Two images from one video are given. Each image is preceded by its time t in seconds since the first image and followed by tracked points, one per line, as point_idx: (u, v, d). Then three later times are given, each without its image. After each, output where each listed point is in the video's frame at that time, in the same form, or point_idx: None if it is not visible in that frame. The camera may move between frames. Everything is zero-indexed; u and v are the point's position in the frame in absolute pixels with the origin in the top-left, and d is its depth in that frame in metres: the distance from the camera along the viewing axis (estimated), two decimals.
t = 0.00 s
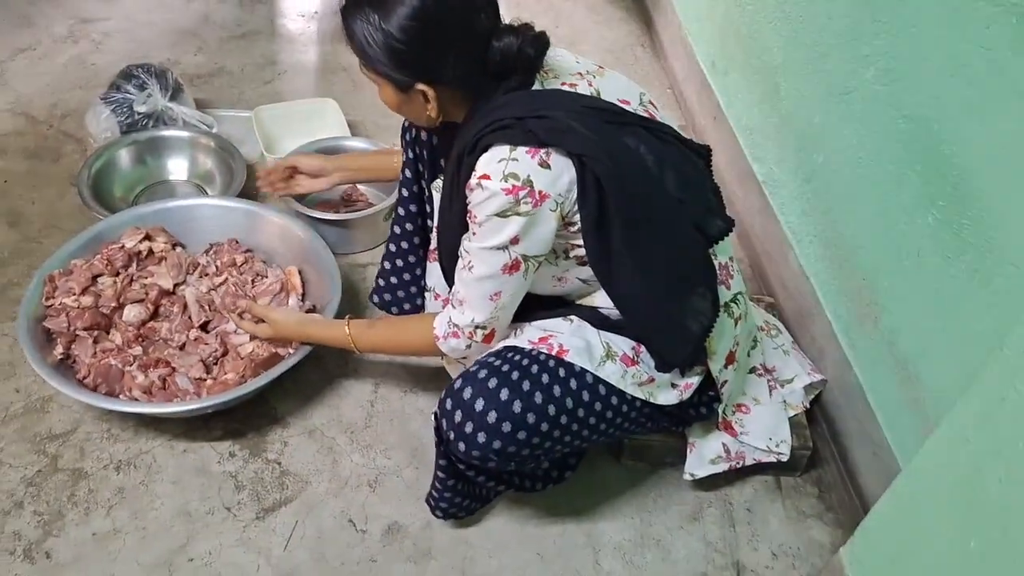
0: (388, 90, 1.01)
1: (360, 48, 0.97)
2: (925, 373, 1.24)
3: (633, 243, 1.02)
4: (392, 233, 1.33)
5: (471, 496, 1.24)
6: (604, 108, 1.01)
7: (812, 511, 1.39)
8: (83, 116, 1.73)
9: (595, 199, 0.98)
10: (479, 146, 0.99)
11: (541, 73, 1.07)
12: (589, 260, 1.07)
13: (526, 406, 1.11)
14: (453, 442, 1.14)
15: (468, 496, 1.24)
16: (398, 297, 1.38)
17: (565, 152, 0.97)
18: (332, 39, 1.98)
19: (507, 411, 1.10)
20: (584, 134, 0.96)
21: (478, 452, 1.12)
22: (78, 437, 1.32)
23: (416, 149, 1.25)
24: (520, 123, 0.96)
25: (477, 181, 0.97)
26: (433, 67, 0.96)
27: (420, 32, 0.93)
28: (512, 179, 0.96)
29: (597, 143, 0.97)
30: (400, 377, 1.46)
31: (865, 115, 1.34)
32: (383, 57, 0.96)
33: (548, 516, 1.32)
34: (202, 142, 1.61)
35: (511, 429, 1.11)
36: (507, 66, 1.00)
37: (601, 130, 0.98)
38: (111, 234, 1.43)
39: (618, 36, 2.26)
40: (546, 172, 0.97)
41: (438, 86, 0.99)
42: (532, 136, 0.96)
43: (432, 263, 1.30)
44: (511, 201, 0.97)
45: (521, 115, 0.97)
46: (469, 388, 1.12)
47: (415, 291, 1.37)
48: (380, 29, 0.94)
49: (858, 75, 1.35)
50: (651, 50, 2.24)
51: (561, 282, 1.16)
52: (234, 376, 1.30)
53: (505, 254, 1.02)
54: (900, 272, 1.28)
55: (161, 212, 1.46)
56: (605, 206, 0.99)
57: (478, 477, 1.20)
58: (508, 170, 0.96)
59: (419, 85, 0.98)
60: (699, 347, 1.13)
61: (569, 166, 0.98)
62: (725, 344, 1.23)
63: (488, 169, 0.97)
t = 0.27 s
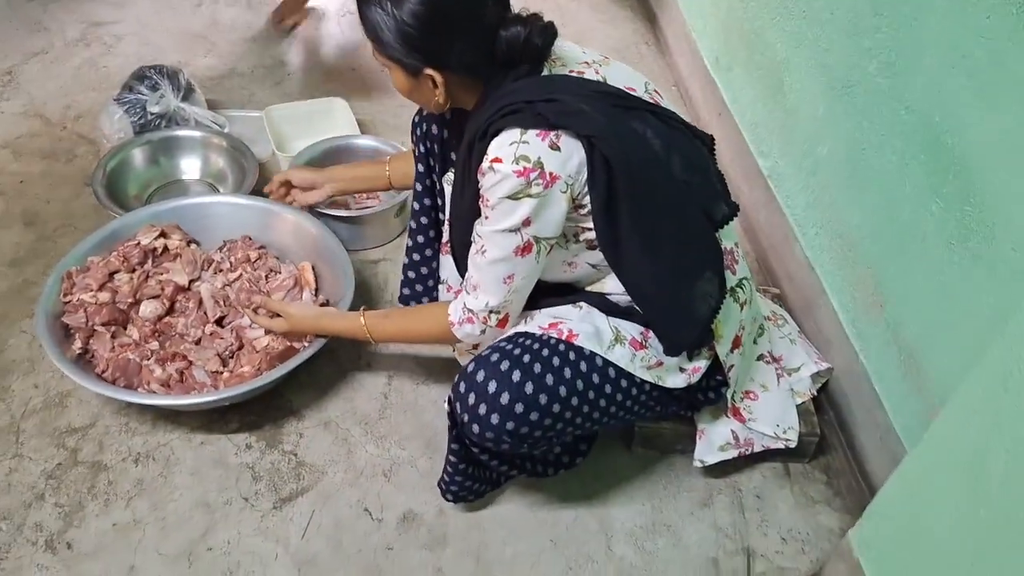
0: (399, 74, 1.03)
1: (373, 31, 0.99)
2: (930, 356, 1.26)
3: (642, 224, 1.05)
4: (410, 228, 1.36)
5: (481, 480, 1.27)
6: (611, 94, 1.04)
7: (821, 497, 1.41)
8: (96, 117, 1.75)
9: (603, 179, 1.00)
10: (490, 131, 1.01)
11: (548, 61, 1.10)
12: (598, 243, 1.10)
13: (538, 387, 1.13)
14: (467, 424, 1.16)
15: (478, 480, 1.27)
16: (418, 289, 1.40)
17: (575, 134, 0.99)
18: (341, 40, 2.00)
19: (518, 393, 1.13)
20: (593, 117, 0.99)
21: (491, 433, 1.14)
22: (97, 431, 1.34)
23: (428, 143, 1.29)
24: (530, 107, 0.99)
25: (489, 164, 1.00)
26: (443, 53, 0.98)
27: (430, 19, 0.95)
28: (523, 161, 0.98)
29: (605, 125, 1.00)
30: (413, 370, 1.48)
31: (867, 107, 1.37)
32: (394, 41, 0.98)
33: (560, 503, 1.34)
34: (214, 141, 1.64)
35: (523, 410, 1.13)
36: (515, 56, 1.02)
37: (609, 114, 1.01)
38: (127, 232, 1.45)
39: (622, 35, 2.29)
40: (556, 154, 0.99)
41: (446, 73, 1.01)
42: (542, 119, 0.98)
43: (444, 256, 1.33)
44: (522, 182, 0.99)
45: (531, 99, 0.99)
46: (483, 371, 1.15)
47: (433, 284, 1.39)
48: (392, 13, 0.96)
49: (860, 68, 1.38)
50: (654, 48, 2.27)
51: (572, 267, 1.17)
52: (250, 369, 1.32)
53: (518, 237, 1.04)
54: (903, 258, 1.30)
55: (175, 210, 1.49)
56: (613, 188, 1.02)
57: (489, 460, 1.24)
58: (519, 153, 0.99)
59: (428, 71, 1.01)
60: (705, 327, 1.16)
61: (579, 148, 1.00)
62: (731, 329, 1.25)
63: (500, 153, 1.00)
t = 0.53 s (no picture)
0: (411, 74, 1.07)
1: (387, 31, 1.02)
2: (934, 343, 1.28)
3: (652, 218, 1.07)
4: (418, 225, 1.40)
5: (501, 475, 1.29)
6: (623, 92, 1.06)
7: (829, 484, 1.43)
8: (109, 125, 1.79)
9: (615, 175, 1.03)
10: (505, 130, 1.04)
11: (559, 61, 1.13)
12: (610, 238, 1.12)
13: (554, 379, 1.16)
14: (485, 417, 1.18)
15: (498, 476, 1.28)
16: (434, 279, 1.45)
17: (588, 132, 1.02)
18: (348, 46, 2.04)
19: (535, 384, 1.15)
20: (605, 115, 1.02)
21: (510, 425, 1.17)
22: (117, 431, 1.36)
23: (438, 142, 1.31)
24: (543, 106, 1.02)
25: (505, 162, 1.03)
26: (454, 54, 1.01)
27: (442, 21, 0.98)
28: (538, 159, 1.01)
29: (616, 122, 1.02)
30: (426, 366, 1.50)
31: (868, 100, 1.40)
32: (407, 41, 1.01)
33: (574, 494, 1.36)
34: (225, 147, 1.67)
35: (540, 402, 1.15)
36: (526, 57, 1.05)
37: (620, 111, 1.04)
38: (143, 236, 1.48)
39: (625, 36, 2.32)
40: (570, 151, 1.02)
41: (457, 73, 1.04)
42: (555, 118, 1.01)
43: (455, 254, 1.35)
44: (538, 180, 1.02)
45: (544, 98, 1.02)
46: (500, 364, 1.17)
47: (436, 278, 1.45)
48: (406, 15, 0.99)
49: (861, 62, 1.41)
50: (658, 49, 2.30)
51: (584, 262, 1.20)
52: (266, 367, 1.34)
53: (532, 232, 1.06)
54: (906, 247, 1.33)
55: (189, 214, 1.52)
56: (625, 183, 1.04)
57: (508, 453, 1.26)
58: (534, 151, 1.02)
59: (439, 72, 1.04)
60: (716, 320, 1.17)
61: (592, 146, 1.03)
62: (740, 320, 1.28)
63: (515, 151, 1.02)
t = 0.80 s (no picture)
0: (422, 78, 1.08)
1: (397, 37, 1.03)
2: (937, 333, 1.29)
3: (659, 223, 1.08)
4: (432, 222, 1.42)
5: (510, 464, 1.31)
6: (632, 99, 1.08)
7: (833, 473, 1.44)
8: (115, 123, 1.80)
9: (623, 184, 1.05)
10: (514, 137, 1.06)
11: (573, 65, 1.14)
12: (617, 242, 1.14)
13: (560, 372, 1.18)
14: (491, 406, 1.21)
15: (506, 464, 1.31)
16: (439, 274, 1.47)
17: (597, 142, 1.05)
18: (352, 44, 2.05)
19: (542, 376, 1.18)
20: (613, 124, 1.04)
21: (515, 415, 1.19)
22: (126, 424, 1.37)
23: (450, 137, 1.32)
24: (552, 114, 1.04)
25: (514, 170, 1.05)
26: (465, 63, 1.02)
27: (452, 29, 0.99)
28: (546, 168, 1.04)
29: (623, 131, 1.05)
30: (432, 359, 1.51)
31: (869, 92, 1.41)
32: (417, 48, 1.02)
33: (579, 483, 1.37)
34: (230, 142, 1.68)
35: (546, 393, 1.18)
36: (536, 60, 1.06)
37: (627, 119, 1.06)
38: (150, 232, 1.50)
39: (627, 33, 2.33)
40: (578, 161, 1.04)
41: (468, 80, 1.06)
42: (564, 127, 1.04)
43: (466, 246, 1.37)
44: (546, 188, 1.04)
45: (553, 106, 1.04)
46: (507, 355, 1.19)
47: (446, 272, 1.46)
48: (415, 22, 1.00)
49: (862, 53, 1.42)
50: (660, 45, 2.32)
51: (593, 262, 1.20)
52: (272, 360, 1.35)
53: (539, 240, 1.09)
54: (907, 243, 1.34)
55: (196, 210, 1.53)
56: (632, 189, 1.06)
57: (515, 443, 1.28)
58: (542, 160, 1.04)
59: (452, 79, 1.05)
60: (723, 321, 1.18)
61: (600, 156, 1.05)
62: (745, 320, 1.30)
63: (524, 158, 1.05)
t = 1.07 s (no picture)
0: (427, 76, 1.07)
1: (402, 35, 1.02)
2: (933, 336, 1.29)
3: (654, 231, 1.08)
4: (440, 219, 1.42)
5: (494, 459, 1.31)
6: (637, 105, 1.07)
7: (829, 476, 1.44)
8: (110, 123, 1.80)
9: (619, 192, 1.05)
10: (513, 136, 1.06)
11: (582, 66, 1.14)
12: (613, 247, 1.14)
13: (542, 368, 1.18)
14: (470, 397, 1.21)
15: (493, 460, 1.31)
16: (446, 274, 1.49)
17: (594, 147, 1.04)
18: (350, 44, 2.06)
19: (522, 371, 1.18)
20: (613, 131, 1.03)
21: (493, 407, 1.19)
22: (119, 425, 1.36)
23: (461, 133, 1.32)
24: (551, 117, 1.03)
25: (509, 169, 1.05)
26: (469, 61, 1.02)
27: (456, 27, 0.98)
28: (542, 169, 1.03)
29: (623, 140, 1.03)
30: (427, 361, 1.50)
31: (867, 92, 1.41)
32: (421, 46, 1.01)
33: (574, 485, 1.37)
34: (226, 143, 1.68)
35: (524, 388, 1.18)
36: (541, 59, 1.06)
37: (630, 126, 1.04)
38: (143, 233, 1.48)
39: (625, 35, 2.33)
40: (574, 163, 1.04)
41: (472, 79, 1.05)
42: (562, 129, 1.03)
43: (472, 244, 1.35)
44: (541, 190, 1.04)
45: (553, 108, 1.03)
46: (490, 348, 1.19)
47: (454, 271, 1.48)
48: (419, 20, 0.99)
49: (861, 54, 1.42)
50: (658, 48, 2.32)
51: (590, 266, 1.22)
52: (265, 362, 1.35)
53: (533, 241, 1.09)
54: (905, 247, 1.34)
55: (190, 210, 1.52)
56: (628, 198, 1.06)
57: (498, 438, 1.28)
58: (538, 160, 1.04)
59: (455, 75, 1.05)
60: (717, 332, 1.18)
61: (597, 158, 1.05)
62: (743, 336, 1.29)
63: (520, 158, 1.05)
